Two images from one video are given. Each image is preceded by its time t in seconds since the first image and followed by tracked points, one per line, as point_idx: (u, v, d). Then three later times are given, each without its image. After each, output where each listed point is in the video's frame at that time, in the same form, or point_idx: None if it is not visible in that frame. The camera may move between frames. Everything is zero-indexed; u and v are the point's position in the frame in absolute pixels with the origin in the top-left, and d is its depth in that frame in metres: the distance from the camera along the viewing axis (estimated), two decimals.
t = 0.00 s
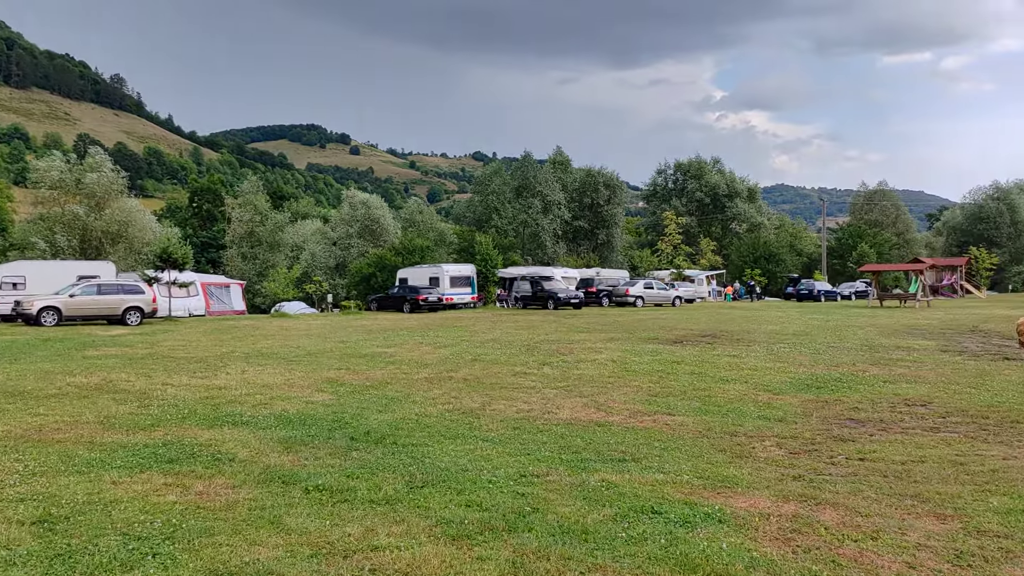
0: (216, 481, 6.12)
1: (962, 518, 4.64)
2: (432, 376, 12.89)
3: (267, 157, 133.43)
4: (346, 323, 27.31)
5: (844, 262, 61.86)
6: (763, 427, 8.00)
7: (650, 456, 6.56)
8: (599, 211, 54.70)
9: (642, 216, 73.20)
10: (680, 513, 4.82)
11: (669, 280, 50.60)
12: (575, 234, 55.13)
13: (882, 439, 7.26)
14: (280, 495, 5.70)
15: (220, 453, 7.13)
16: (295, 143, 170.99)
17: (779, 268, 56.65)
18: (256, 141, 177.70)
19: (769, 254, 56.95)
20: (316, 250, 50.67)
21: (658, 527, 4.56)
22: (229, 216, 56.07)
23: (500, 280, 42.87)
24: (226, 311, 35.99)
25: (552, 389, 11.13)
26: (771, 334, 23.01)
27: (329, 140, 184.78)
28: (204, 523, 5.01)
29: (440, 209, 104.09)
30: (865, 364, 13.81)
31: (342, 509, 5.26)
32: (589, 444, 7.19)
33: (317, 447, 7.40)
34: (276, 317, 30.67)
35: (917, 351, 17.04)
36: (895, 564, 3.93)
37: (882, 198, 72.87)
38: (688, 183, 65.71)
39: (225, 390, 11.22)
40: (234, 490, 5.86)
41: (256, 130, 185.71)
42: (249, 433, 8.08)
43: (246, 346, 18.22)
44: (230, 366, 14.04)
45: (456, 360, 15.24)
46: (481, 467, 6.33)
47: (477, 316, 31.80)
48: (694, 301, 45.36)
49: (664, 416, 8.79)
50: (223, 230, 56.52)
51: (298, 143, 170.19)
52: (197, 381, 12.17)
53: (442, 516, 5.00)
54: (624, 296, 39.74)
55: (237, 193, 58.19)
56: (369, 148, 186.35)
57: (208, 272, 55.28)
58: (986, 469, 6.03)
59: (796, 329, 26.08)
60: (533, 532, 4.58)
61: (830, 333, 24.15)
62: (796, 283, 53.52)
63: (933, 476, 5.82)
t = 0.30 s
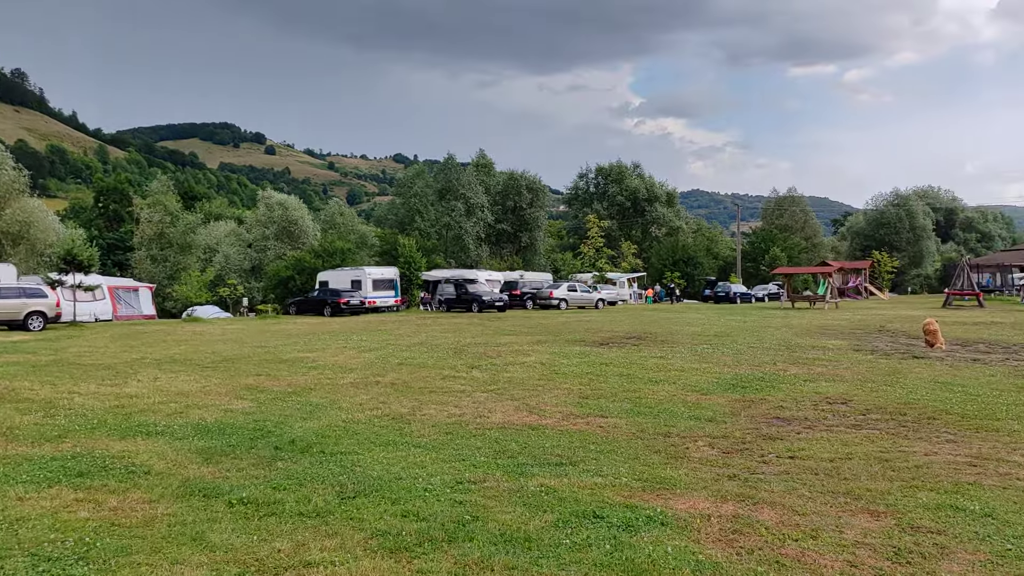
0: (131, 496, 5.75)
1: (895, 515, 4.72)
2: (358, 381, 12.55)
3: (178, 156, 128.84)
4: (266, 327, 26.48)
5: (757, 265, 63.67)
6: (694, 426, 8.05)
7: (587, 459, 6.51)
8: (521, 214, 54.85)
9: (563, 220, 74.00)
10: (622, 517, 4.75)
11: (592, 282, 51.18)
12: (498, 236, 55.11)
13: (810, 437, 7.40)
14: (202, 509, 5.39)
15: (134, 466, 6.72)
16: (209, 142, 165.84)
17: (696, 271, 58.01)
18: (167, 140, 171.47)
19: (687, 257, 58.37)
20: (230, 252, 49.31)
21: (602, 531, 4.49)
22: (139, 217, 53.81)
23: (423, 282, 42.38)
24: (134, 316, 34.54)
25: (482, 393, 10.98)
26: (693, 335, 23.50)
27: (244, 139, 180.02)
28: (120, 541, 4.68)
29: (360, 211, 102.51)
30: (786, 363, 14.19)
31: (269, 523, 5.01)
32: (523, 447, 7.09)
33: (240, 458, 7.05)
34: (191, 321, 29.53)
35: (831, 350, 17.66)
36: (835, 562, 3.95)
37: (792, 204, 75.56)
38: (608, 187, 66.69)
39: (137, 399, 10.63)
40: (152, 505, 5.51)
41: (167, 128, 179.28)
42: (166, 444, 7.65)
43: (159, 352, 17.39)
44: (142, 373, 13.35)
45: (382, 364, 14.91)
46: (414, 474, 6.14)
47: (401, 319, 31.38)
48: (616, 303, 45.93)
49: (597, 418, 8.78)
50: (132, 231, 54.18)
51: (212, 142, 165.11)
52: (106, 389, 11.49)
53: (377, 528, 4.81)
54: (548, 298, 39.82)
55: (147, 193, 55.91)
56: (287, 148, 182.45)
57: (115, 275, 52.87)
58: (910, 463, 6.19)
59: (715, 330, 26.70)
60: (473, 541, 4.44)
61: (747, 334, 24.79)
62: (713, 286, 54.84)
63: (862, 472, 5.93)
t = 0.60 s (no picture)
0: (46, 520, 5.36)
1: (834, 520, 4.79)
2: (286, 392, 12.16)
3: (87, 157, 123.35)
4: (184, 336, 25.50)
5: (679, 271, 65.00)
6: (631, 434, 8.07)
7: (528, 470, 6.41)
8: (447, 220, 54.78)
9: (489, 225, 74.14)
10: (569, 530, 4.67)
11: (519, 288, 51.24)
12: (424, 243, 54.79)
13: (745, 442, 7.50)
14: (125, 533, 5.06)
15: (48, 487, 6.29)
16: (120, 143, 159.53)
17: (621, 276, 59.01)
18: (74, 139, 164.19)
19: (611, 263, 59.26)
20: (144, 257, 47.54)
21: (551, 547, 4.41)
22: (45, 220, 51.15)
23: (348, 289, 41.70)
24: (41, 324, 32.83)
25: (415, 402, 10.80)
26: (620, 341, 23.79)
27: (158, 140, 173.88)
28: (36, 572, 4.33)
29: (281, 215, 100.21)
30: (713, 368, 14.47)
31: (200, 547, 4.73)
32: (462, 459, 6.95)
33: (163, 476, 6.69)
34: (103, 330, 28.21)
35: (754, 354, 18.12)
36: (785, 572, 3.96)
37: (711, 211, 77.51)
38: (534, 194, 67.11)
39: (49, 413, 10.03)
40: (70, 529, 5.14)
41: (74, 127, 171.54)
42: (82, 462, 7.22)
43: (69, 363, 16.49)
44: (51, 386, 12.61)
45: (310, 373, 14.51)
46: (352, 491, 5.93)
47: (326, 326, 30.74)
48: (543, 310, 46.17)
49: (535, 427, 8.71)
50: (37, 234, 51.49)
51: (124, 143, 158.83)
52: (13, 403, 10.79)
53: (317, 550, 4.60)
54: (476, 304, 39.50)
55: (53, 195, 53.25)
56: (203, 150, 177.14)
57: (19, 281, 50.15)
58: (844, 468, 6.32)
59: (641, 336, 27.10)
60: (419, 561, 4.28)
61: (673, 339, 25.22)
62: (638, 291, 55.63)
63: (800, 477, 6.01)
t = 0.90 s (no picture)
0: None
1: (779, 518, 4.81)
2: (213, 396, 11.70)
3: None
4: (102, 338, 24.42)
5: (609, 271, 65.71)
6: (573, 435, 8.02)
7: (471, 474, 6.27)
8: (377, 219, 54.15)
9: (419, 224, 73.56)
10: (518, 535, 4.57)
11: (450, 288, 50.88)
12: (353, 242, 53.95)
13: (686, 441, 7.53)
14: (45, 549, 4.71)
15: None
16: (29, 137, 152.18)
17: (551, 276, 59.31)
18: None
19: (542, 263, 59.52)
20: (57, 256, 45.45)
21: (500, 553, 4.30)
22: None
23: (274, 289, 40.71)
24: None
25: (350, 405, 10.53)
26: (554, 341, 23.88)
27: (71, 135, 166.57)
28: None
29: (203, 213, 97.13)
30: (649, 367, 14.59)
31: (129, 563, 4.43)
32: (403, 463, 6.77)
33: (84, 488, 6.31)
34: (13, 332, 26.80)
35: (686, 353, 18.41)
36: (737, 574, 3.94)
37: (639, 211, 78.55)
38: (465, 193, 66.88)
39: None
40: None
41: None
42: None
43: None
44: None
45: (237, 376, 14.02)
46: (288, 499, 5.69)
47: (252, 327, 29.90)
48: (475, 310, 46.03)
49: (475, 429, 8.57)
50: None
51: (35, 138, 151.78)
52: None
53: (255, 563, 4.37)
54: (407, 305, 39.06)
55: None
56: (120, 146, 170.60)
57: None
58: (782, 465, 6.39)
59: (574, 335, 27.28)
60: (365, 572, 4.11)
61: (605, 339, 25.43)
62: (568, 291, 55.96)
63: (742, 475, 6.05)
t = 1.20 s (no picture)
0: None
1: (725, 520, 4.75)
2: (132, 403, 11.09)
3: None
4: (10, 343, 23.09)
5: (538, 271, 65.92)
6: (513, 437, 7.89)
7: (410, 480, 6.05)
8: (302, 219, 53.01)
9: (346, 225, 72.45)
10: (463, 545, 4.38)
11: (379, 289, 50.11)
12: (277, 243, 52.74)
13: (627, 441, 7.46)
14: None
15: None
16: None
17: (482, 278, 59.20)
18: None
19: (472, 264, 59.32)
20: None
21: (443, 566, 4.10)
22: None
23: (195, 291, 39.35)
24: None
25: (279, 410, 10.14)
26: (487, 343, 23.70)
27: None
28: None
29: (119, 212, 93.29)
30: (584, 367, 14.58)
31: None
32: (338, 470, 6.50)
33: None
34: None
35: (619, 353, 18.51)
36: None
37: (568, 213, 78.89)
38: (393, 194, 66.14)
39: None
40: None
41: None
42: None
43: None
44: None
45: (157, 382, 13.36)
46: (216, 511, 5.36)
47: (172, 331, 28.76)
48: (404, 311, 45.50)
49: (411, 433, 8.34)
50: None
51: None
52: None
53: None
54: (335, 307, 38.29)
55: None
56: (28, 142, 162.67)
57: None
58: (723, 465, 6.37)
59: (507, 337, 27.16)
60: None
61: (537, 340, 25.39)
62: (499, 292, 55.90)
63: (685, 476, 6.00)
